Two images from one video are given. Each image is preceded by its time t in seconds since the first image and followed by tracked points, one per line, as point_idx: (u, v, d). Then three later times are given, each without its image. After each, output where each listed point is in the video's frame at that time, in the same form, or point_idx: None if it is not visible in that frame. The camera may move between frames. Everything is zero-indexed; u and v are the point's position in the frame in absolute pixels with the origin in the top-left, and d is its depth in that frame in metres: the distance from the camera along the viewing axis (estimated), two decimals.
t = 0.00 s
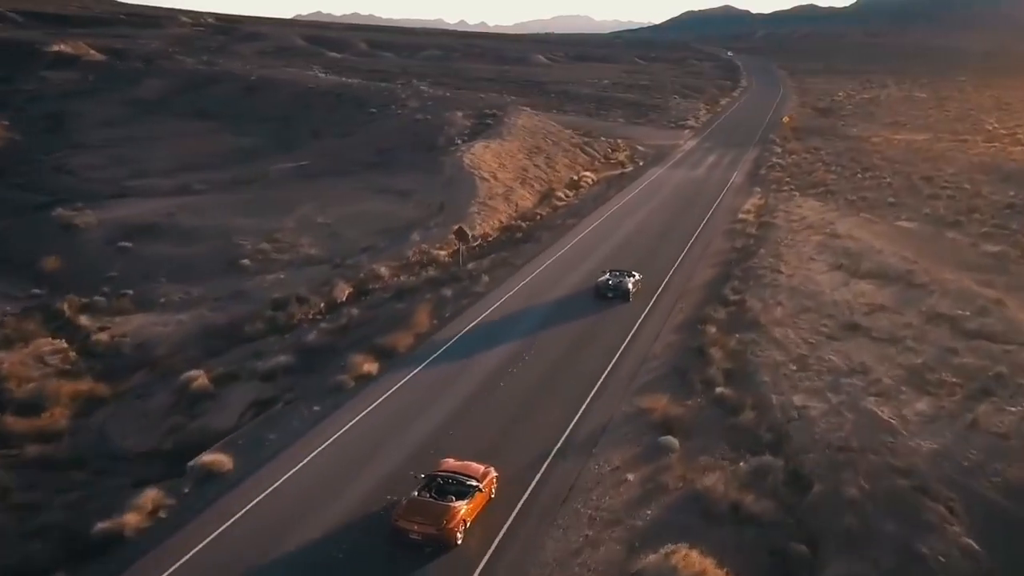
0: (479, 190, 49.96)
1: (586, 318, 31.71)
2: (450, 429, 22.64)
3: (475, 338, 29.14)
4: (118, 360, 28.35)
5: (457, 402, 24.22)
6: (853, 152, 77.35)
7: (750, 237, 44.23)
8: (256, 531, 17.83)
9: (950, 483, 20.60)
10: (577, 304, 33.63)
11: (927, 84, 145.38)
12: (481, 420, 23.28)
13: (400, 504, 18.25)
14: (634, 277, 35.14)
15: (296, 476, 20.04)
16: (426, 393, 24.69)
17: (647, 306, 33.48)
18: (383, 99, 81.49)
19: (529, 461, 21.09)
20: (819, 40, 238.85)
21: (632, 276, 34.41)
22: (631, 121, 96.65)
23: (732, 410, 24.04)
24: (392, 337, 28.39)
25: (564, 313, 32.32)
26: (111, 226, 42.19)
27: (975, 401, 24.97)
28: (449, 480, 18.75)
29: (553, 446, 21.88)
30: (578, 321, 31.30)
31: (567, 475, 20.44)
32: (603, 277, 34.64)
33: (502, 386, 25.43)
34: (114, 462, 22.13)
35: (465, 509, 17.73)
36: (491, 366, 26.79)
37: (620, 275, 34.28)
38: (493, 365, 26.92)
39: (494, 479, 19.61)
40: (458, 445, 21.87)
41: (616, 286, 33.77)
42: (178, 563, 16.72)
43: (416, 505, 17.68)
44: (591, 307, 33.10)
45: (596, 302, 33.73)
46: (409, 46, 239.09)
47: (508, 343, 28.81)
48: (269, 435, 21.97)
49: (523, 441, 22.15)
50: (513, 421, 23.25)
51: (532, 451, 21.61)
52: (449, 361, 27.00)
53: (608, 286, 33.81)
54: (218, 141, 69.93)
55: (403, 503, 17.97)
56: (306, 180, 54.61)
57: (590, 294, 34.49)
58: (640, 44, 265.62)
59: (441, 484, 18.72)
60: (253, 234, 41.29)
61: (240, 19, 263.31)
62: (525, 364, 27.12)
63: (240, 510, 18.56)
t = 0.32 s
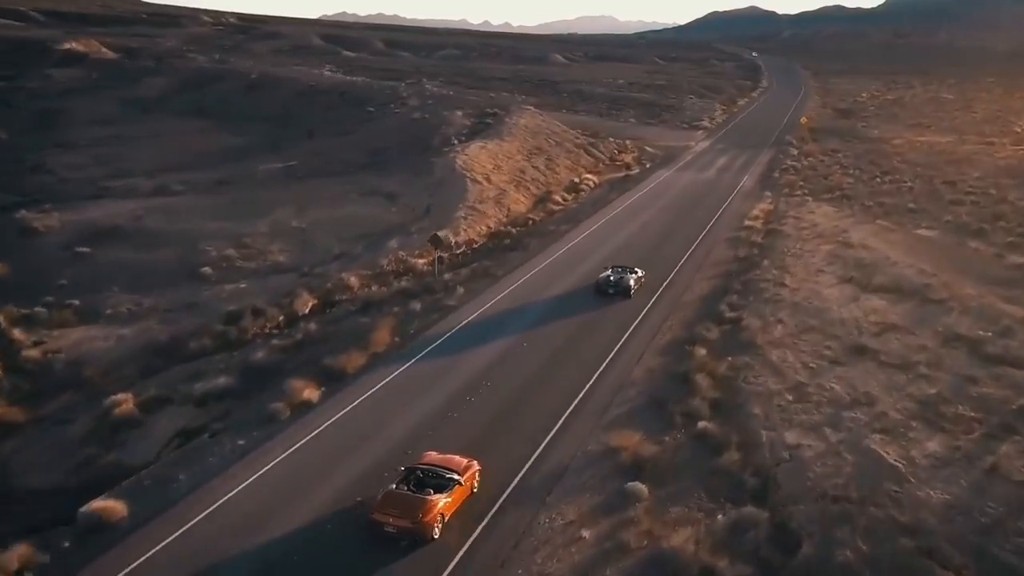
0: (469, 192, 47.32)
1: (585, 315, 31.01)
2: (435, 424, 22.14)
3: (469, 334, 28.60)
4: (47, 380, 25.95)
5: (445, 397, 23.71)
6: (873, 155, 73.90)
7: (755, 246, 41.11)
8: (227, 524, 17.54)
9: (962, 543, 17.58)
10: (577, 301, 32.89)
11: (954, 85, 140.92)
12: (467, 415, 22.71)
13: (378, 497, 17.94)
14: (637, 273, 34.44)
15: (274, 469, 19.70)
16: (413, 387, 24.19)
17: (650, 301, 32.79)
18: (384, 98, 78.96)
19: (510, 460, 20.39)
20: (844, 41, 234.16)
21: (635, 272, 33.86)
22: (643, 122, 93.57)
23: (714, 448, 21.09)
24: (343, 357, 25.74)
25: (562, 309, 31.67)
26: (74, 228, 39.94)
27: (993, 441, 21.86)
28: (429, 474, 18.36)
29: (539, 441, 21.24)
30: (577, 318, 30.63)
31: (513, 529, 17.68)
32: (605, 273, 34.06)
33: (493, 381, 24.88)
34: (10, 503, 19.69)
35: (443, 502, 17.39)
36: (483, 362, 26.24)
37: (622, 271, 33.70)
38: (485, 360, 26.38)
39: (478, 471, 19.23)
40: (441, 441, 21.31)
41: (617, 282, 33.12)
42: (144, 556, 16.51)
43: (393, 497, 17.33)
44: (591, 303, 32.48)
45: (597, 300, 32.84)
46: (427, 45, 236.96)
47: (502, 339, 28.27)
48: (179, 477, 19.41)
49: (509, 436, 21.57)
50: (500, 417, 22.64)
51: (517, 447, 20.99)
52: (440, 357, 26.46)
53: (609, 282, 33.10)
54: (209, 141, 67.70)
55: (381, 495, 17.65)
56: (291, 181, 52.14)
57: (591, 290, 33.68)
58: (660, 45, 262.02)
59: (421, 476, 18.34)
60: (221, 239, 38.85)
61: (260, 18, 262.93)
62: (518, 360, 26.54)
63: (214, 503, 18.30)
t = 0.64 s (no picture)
0: (448, 193, 44.34)
1: (576, 312, 30.32)
2: (411, 419, 21.65)
3: (456, 328, 28.14)
4: None
5: (424, 392, 23.25)
6: (888, 157, 70.17)
7: (751, 256, 37.74)
8: (188, 516, 17.17)
9: None
10: (570, 296, 32.23)
11: (977, 86, 136.35)
12: (444, 411, 22.20)
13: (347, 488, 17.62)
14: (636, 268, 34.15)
15: (242, 459, 19.31)
16: (392, 380, 23.75)
17: (645, 297, 32.43)
18: (377, 95, 75.90)
19: (482, 460, 19.71)
20: (864, 40, 228.94)
21: (632, 267, 33.49)
22: (649, 122, 90.11)
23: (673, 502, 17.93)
24: (265, 384, 22.78)
25: (553, 305, 31.06)
26: (15, 233, 37.28)
27: (1009, 495, 18.46)
28: (400, 466, 18.05)
29: (515, 440, 20.62)
30: (567, 314, 30.00)
31: None
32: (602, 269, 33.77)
33: (475, 377, 24.39)
34: None
35: (412, 495, 17.07)
36: (466, 357, 25.76)
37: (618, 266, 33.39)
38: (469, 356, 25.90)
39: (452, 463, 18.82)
40: (415, 437, 20.77)
41: (613, 277, 32.77)
42: (101, 546, 16.20)
43: (360, 489, 17.01)
44: (586, 297, 32.15)
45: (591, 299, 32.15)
46: (439, 44, 234.12)
47: (488, 334, 27.74)
48: (34, 534, 16.79)
49: (484, 433, 21.01)
50: (477, 413, 22.10)
51: (491, 445, 20.40)
52: (423, 352, 26.00)
53: (604, 276, 32.77)
54: (189, 141, 64.98)
55: (350, 486, 17.35)
56: (262, 183, 49.27)
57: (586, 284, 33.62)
58: (677, 45, 257.89)
59: (392, 468, 18.05)
60: (169, 246, 36.06)
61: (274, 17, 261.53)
62: (502, 356, 26.02)
63: (178, 492, 17.93)
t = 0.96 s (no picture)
0: (422, 195, 41.79)
1: (565, 306, 29.65)
2: (389, 411, 21.14)
3: (442, 322, 27.65)
4: None
5: (405, 384, 22.75)
6: (895, 158, 67.17)
7: (740, 265, 34.92)
8: (145, 512, 16.58)
9: None
10: (560, 292, 31.57)
11: (991, 86, 132.85)
12: (424, 403, 21.67)
13: (313, 481, 16.87)
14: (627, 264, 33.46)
15: (198, 460, 18.46)
16: (372, 374, 23.28)
17: (638, 293, 31.66)
18: (365, 93, 73.25)
19: (456, 452, 19.02)
20: (877, 41, 225.05)
21: (624, 261, 32.71)
22: (649, 121, 87.25)
23: (618, 564, 15.22)
24: (172, 414, 20.21)
25: (543, 300, 30.51)
26: None
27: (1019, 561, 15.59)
28: (370, 458, 17.30)
29: (493, 432, 19.99)
30: (556, 309, 29.36)
31: None
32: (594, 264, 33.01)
33: (457, 370, 23.84)
34: None
35: (380, 488, 16.34)
36: (450, 350, 25.28)
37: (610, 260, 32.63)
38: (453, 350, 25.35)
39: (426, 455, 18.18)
40: (389, 430, 20.18)
41: (605, 271, 32.01)
42: (59, 538, 15.75)
43: (326, 482, 16.28)
44: (578, 293, 31.55)
45: (581, 293, 31.53)
46: (445, 44, 231.66)
47: (474, 328, 27.22)
48: None
49: (463, 425, 20.40)
50: (457, 405, 21.55)
51: (468, 436, 19.79)
52: (406, 345, 25.49)
53: (596, 271, 32.02)
54: (165, 140, 62.55)
55: (315, 479, 16.61)
56: (228, 183, 46.72)
57: (578, 279, 32.98)
58: (686, 45, 254.72)
59: (361, 461, 17.29)
60: (112, 252, 33.61)
61: (281, 16, 259.54)
62: (487, 349, 25.48)
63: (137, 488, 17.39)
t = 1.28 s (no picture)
0: (386, 197, 38.80)
1: (547, 303, 28.75)
2: (355, 408, 20.38)
3: (419, 318, 26.85)
4: None
5: (374, 380, 21.97)
6: (904, 159, 63.65)
7: (724, 276, 31.63)
8: (90, 508, 15.95)
9: None
10: (547, 288, 30.69)
11: (1009, 86, 128.47)
12: (392, 400, 20.91)
13: (269, 476, 16.34)
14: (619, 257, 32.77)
15: (152, 456, 17.83)
16: (343, 369, 22.57)
17: (628, 288, 30.81)
18: (348, 91, 70.07)
19: (418, 454, 18.18)
20: (892, 41, 220.15)
21: (615, 256, 31.89)
22: (648, 121, 83.80)
23: None
24: (27, 463, 17.30)
25: (529, 296, 29.70)
26: None
27: None
28: (330, 452, 16.76)
29: (461, 431, 19.18)
30: (538, 306, 28.45)
31: None
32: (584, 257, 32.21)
33: (430, 366, 23.03)
34: None
35: (338, 482, 15.78)
36: (425, 346, 24.48)
37: (601, 254, 31.83)
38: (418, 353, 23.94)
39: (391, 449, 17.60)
40: (353, 427, 19.44)
41: (595, 266, 31.21)
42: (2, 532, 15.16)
43: (282, 477, 15.71)
44: (566, 287, 30.71)
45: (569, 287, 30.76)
46: (452, 42, 228.31)
47: (453, 324, 26.41)
48: None
49: (429, 424, 19.60)
50: (425, 402, 20.79)
51: (433, 435, 19.01)
52: (380, 341, 24.74)
53: (586, 265, 31.26)
54: (132, 139, 59.58)
55: (271, 474, 16.05)
56: (183, 185, 43.74)
57: (569, 271, 32.37)
58: (697, 45, 250.50)
59: (322, 455, 16.76)
60: (32, 260, 30.72)
61: (288, 15, 257.36)
62: (463, 345, 24.64)
63: (85, 484, 16.74)
